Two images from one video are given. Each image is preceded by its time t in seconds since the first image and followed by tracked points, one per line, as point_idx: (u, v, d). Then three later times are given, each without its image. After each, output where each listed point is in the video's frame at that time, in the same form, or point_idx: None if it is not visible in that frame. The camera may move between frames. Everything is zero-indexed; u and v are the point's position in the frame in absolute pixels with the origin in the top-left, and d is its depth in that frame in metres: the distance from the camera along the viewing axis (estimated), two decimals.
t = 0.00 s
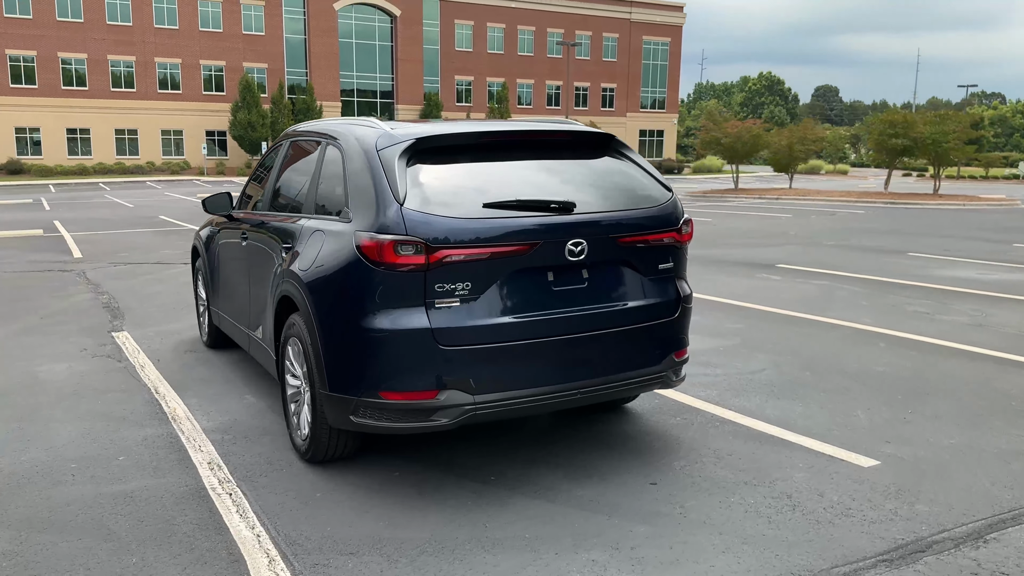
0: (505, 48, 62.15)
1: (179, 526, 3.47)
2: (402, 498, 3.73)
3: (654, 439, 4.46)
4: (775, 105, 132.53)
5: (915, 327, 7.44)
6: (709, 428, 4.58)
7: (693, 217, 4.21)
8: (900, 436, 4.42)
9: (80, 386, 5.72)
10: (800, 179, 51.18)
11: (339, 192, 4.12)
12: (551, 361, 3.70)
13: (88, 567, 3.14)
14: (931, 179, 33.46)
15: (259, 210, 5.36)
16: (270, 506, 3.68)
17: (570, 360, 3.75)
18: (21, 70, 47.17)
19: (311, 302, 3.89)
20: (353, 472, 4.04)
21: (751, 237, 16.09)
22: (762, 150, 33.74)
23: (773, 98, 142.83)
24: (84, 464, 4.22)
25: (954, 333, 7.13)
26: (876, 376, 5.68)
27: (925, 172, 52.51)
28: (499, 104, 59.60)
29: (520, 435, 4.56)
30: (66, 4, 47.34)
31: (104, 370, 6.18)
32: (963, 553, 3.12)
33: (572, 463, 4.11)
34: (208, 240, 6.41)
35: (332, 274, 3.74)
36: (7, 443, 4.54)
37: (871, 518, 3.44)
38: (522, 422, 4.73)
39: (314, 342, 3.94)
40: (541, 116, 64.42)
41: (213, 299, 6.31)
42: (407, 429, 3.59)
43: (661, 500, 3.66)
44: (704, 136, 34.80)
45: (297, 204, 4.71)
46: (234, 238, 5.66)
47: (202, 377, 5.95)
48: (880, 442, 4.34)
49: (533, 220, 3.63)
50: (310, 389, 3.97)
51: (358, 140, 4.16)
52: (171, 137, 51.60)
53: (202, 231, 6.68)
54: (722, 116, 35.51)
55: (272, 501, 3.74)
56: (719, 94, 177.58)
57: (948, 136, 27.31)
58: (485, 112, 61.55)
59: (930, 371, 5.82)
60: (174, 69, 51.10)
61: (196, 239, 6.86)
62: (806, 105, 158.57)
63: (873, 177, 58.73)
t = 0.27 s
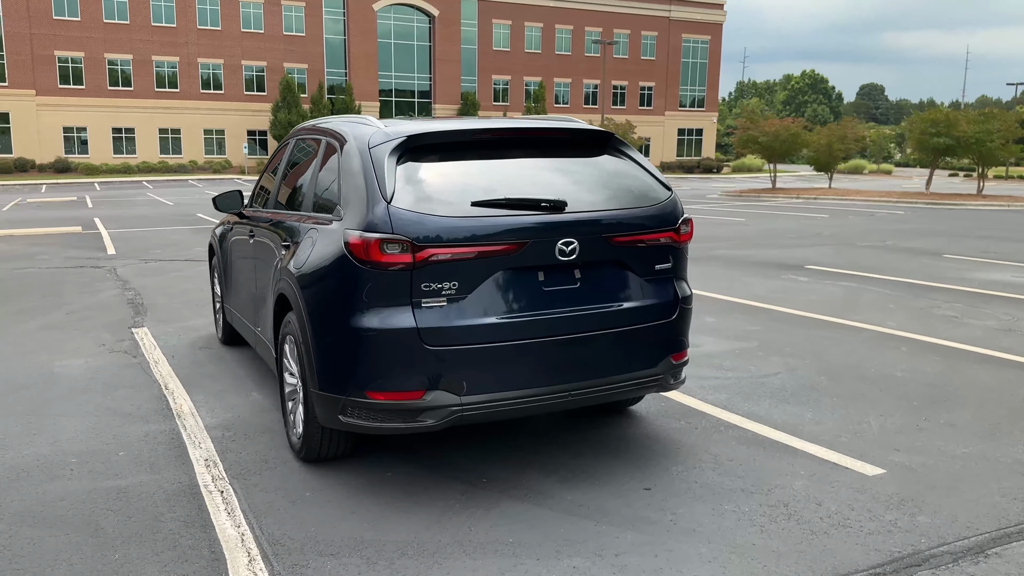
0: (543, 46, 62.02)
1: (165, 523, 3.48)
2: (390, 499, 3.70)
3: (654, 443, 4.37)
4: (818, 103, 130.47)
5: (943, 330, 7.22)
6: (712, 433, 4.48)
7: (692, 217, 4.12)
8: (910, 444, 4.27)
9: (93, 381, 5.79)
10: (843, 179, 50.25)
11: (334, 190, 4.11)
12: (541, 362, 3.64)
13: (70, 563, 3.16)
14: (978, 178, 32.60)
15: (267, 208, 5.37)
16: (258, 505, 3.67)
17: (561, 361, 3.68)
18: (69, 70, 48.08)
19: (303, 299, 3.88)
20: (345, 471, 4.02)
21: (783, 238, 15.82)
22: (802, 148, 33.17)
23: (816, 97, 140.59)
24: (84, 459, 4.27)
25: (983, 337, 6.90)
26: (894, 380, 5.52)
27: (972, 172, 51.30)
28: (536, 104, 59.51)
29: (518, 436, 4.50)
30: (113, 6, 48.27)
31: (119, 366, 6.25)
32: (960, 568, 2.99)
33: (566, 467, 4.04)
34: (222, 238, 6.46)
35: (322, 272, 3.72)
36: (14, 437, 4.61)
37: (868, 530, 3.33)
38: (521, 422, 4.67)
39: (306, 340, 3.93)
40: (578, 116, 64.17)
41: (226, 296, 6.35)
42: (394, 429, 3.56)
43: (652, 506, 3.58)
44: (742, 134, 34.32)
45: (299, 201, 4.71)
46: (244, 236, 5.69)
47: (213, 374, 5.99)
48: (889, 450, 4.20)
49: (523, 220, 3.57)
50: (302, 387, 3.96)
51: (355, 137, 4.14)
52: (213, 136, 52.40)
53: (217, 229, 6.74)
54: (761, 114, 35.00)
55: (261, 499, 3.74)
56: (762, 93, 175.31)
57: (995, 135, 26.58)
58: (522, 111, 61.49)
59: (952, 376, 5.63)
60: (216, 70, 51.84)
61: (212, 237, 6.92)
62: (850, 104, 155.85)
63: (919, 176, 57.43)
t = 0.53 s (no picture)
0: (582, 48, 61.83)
1: (154, 526, 3.50)
2: (379, 507, 3.68)
3: (654, 454, 4.29)
4: (864, 104, 128.19)
5: (971, 340, 7.00)
6: (715, 446, 4.38)
7: (691, 224, 4.04)
8: (920, 460, 4.13)
9: (108, 382, 5.87)
10: (887, 181, 49.28)
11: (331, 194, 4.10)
12: (532, 371, 3.59)
13: (56, 565, 3.18)
14: None
15: (277, 211, 5.40)
16: (248, 510, 3.67)
17: (553, 369, 3.62)
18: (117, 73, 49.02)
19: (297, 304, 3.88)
20: (339, 478, 4.01)
21: (818, 242, 15.50)
22: (843, 151, 32.58)
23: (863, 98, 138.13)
24: (86, 460, 4.31)
25: (1013, 348, 6.67)
26: (912, 392, 5.35)
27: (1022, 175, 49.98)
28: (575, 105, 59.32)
29: (517, 445, 4.45)
30: (159, 10, 49.17)
31: (135, 366, 6.33)
32: None
33: (561, 477, 3.98)
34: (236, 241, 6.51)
35: (314, 277, 3.72)
36: (23, 436, 4.68)
37: (865, 549, 3.21)
38: (522, 430, 4.62)
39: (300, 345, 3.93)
40: (618, 117, 63.83)
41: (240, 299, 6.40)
42: (382, 436, 3.54)
43: (643, 520, 3.50)
44: (781, 136, 33.79)
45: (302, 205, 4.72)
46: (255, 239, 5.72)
47: (225, 376, 6.03)
48: (897, 466, 4.07)
49: (512, 226, 3.53)
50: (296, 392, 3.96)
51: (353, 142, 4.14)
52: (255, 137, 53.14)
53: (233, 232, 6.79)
54: (802, 115, 34.45)
55: (251, 505, 3.74)
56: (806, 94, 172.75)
57: None
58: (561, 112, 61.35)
59: (974, 389, 5.45)
60: (259, 72, 52.52)
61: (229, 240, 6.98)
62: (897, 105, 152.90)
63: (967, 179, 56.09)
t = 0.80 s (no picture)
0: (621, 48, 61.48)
1: (146, 523, 3.54)
2: (368, 508, 3.68)
3: (653, 460, 4.23)
4: (911, 104, 125.61)
5: (998, 347, 6.80)
6: (716, 452, 4.31)
7: (689, 228, 3.97)
8: (927, 471, 4.02)
9: (123, 378, 5.96)
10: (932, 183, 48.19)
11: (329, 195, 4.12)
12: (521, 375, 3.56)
13: (48, 559, 3.23)
14: None
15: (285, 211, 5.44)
16: (240, 508, 3.70)
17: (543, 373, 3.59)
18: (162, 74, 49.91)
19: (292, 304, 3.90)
20: (334, 478, 4.02)
21: (852, 245, 15.20)
22: (885, 151, 31.91)
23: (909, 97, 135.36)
24: (91, 455, 4.38)
25: None
26: (928, 401, 5.21)
27: None
28: (613, 106, 59.01)
29: (515, 447, 4.42)
30: (204, 13, 50.02)
31: (151, 364, 6.42)
32: None
33: (555, 482, 3.94)
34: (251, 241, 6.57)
35: (308, 277, 3.73)
36: (34, 431, 4.77)
37: (858, 563, 3.13)
38: (522, 433, 4.59)
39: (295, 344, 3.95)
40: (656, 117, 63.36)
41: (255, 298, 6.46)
42: (370, 437, 3.54)
43: (632, 527, 3.46)
44: (821, 137, 33.19)
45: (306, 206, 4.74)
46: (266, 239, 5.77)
47: (237, 374, 6.09)
48: (902, 477, 3.95)
49: (502, 228, 3.50)
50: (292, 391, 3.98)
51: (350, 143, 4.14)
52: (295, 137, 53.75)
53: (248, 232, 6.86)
54: (842, 115, 33.82)
55: (244, 503, 3.76)
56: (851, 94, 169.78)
57: None
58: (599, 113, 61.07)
59: (994, 398, 5.28)
60: (300, 74, 53.08)
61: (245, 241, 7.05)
62: (946, 105, 149.55)
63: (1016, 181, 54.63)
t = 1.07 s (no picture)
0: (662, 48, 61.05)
1: (139, 516, 3.60)
2: (358, 506, 3.69)
3: (650, 464, 4.18)
4: (961, 105, 122.71)
5: None
6: (714, 458, 4.25)
7: (685, 230, 3.93)
8: (931, 482, 3.91)
9: (140, 374, 6.08)
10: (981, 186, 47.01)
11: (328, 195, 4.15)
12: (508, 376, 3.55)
13: (41, 549, 3.31)
14: None
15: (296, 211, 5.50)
16: (233, 503, 3.75)
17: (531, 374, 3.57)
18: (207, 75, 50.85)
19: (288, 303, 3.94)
20: (328, 476, 4.05)
21: (888, 249, 14.88)
22: (930, 153, 31.21)
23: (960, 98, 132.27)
24: (97, 448, 4.48)
25: None
26: (943, 410, 5.08)
27: None
28: (653, 107, 58.63)
29: (512, 449, 4.41)
30: (248, 15, 50.83)
31: (170, 360, 6.54)
32: None
33: (547, 484, 3.92)
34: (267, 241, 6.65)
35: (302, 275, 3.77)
36: (48, 424, 4.89)
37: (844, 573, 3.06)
38: (521, 435, 4.58)
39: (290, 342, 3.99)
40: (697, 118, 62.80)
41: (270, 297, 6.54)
42: (358, 436, 3.56)
43: (618, 531, 3.43)
44: (863, 139, 32.56)
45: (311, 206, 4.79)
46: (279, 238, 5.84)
47: (251, 371, 6.17)
48: (904, 487, 3.86)
49: (489, 229, 3.50)
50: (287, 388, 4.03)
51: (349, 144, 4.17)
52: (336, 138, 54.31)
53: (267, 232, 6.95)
54: (886, 117, 33.15)
55: (238, 499, 3.81)
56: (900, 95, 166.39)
57: None
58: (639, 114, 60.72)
59: (1013, 408, 5.12)
60: (341, 75, 53.61)
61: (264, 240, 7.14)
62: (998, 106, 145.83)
63: None
